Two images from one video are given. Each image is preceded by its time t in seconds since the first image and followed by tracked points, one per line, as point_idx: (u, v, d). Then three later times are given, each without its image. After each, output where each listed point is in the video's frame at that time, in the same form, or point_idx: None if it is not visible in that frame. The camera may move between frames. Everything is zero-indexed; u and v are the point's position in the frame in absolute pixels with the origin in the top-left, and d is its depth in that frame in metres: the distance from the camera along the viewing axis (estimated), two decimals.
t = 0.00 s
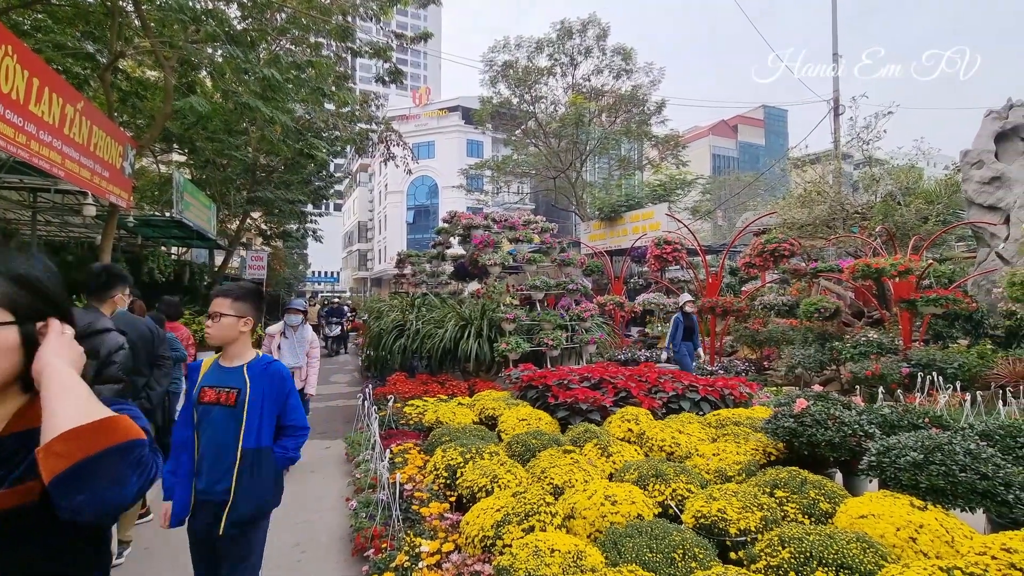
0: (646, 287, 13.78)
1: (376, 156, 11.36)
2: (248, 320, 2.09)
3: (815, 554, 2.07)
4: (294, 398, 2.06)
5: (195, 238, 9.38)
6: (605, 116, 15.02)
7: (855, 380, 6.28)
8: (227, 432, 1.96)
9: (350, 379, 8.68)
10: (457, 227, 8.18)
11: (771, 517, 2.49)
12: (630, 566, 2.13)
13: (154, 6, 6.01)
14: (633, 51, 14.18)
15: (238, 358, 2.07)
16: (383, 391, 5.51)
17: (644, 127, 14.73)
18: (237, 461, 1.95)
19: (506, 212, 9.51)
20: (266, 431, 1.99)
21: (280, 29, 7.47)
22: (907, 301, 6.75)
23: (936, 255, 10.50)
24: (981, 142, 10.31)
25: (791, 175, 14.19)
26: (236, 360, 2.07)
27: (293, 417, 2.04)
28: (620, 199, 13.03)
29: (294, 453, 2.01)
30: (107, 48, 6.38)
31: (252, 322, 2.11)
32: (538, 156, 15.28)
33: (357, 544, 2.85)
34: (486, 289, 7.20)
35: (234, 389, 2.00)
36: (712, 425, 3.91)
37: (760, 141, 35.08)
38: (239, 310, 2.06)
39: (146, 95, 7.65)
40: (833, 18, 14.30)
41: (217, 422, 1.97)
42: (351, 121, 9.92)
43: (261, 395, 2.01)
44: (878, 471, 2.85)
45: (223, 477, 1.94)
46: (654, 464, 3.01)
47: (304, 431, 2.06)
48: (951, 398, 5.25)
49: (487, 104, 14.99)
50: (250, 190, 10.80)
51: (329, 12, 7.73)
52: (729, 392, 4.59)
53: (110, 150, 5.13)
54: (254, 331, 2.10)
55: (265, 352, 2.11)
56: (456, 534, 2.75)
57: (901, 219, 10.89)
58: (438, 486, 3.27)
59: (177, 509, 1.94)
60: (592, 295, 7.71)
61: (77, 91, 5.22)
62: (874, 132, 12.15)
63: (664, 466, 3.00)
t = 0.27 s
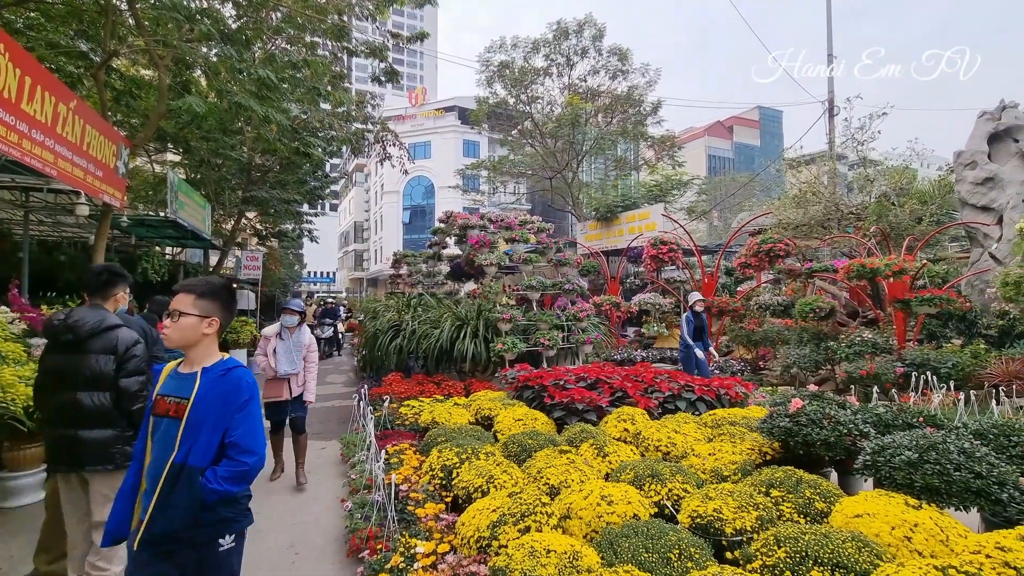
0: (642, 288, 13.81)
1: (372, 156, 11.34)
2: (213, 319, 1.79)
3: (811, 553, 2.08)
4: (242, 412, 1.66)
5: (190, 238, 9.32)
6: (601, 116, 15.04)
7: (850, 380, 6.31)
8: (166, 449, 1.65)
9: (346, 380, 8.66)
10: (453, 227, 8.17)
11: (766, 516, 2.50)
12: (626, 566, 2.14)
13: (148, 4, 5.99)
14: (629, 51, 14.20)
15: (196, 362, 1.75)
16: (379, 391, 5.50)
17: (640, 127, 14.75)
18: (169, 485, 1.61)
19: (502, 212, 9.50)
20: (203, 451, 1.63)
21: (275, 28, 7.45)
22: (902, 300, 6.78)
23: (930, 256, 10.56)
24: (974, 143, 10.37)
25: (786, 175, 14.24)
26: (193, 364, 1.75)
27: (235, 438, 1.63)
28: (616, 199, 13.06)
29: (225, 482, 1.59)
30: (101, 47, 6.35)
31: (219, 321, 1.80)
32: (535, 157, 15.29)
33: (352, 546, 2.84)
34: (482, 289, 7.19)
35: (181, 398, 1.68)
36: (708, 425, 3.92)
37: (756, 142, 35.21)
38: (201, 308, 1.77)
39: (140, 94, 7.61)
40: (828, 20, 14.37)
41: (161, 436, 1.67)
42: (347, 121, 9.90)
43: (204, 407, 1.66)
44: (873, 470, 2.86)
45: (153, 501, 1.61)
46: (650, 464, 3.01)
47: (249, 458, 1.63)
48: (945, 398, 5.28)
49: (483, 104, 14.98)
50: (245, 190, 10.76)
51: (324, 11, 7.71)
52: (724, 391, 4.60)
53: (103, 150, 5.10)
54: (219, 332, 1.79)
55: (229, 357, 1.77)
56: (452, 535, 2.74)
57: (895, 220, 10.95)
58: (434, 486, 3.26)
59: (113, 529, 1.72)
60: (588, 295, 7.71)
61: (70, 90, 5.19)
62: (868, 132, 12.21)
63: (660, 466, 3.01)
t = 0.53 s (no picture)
0: (639, 288, 13.82)
1: (369, 156, 11.31)
2: (151, 328, 1.62)
3: (807, 553, 2.09)
4: (213, 431, 1.59)
5: (185, 238, 9.26)
6: (598, 117, 15.06)
7: (845, 380, 6.34)
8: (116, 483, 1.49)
9: (342, 380, 8.65)
10: (450, 227, 8.16)
11: (763, 516, 2.51)
12: (624, 566, 2.14)
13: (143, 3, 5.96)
14: (626, 52, 14.22)
15: (135, 378, 1.59)
16: (375, 392, 5.49)
17: (636, 128, 14.77)
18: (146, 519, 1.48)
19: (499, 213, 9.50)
20: (176, 477, 1.54)
21: (271, 28, 7.43)
22: (897, 301, 6.81)
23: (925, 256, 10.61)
24: (968, 144, 10.42)
25: (782, 176, 14.28)
26: (126, 383, 1.58)
27: (211, 458, 1.57)
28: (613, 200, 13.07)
29: (220, 501, 1.55)
30: (95, 46, 6.32)
31: (158, 330, 1.64)
32: (532, 157, 15.29)
33: (349, 547, 2.83)
34: (479, 290, 7.19)
35: (121, 425, 1.52)
36: (705, 425, 3.93)
37: (752, 143, 35.32)
38: (134, 317, 1.59)
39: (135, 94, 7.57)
40: (824, 21, 14.42)
41: (106, 469, 1.49)
42: (344, 120, 9.87)
43: (166, 432, 1.55)
44: (869, 469, 2.87)
45: (126, 541, 1.46)
46: (647, 464, 3.01)
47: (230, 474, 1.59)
48: (940, 398, 5.30)
49: (480, 104, 14.97)
50: (241, 190, 10.72)
51: (321, 11, 7.69)
52: (721, 391, 4.62)
53: (98, 149, 5.07)
54: (157, 341, 1.64)
55: (172, 370, 1.64)
56: (449, 535, 2.74)
57: (890, 220, 11.01)
58: (431, 487, 3.26)
59: None
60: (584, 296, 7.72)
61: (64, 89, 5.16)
62: (864, 133, 12.25)
63: (657, 466, 3.01)
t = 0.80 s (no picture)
0: (637, 288, 13.84)
1: (366, 156, 11.29)
2: (76, 329, 1.39)
3: (804, 553, 2.09)
4: (176, 439, 1.44)
5: (182, 238, 9.23)
6: (595, 117, 15.07)
7: (842, 380, 6.36)
8: (64, 509, 1.29)
9: (339, 381, 8.64)
10: (447, 227, 8.16)
11: (760, 516, 2.51)
12: (622, 566, 2.14)
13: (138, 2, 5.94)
14: (623, 52, 14.24)
15: (60, 390, 1.37)
16: (373, 392, 5.48)
17: (634, 128, 14.78)
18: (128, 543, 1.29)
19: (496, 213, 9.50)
20: (143, 497, 1.37)
21: (268, 27, 7.40)
22: (893, 301, 6.84)
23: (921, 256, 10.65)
24: (963, 145, 10.45)
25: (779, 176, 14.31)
26: (50, 395, 1.36)
27: (179, 467, 1.44)
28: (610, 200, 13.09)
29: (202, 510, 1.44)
30: (91, 44, 6.29)
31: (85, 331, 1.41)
32: (529, 157, 15.29)
33: (347, 548, 2.82)
34: (476, 290, 7.18)
35: (56, 442, 1.30)
36: (702, 425, 3.93)
37: (749, 143, 35.42)
38: (52, 316, 1.35)
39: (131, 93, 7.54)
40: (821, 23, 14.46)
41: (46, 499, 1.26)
42: (341, 120, 9.85)
43: (121, 444, 1.35)
44: (866, 469, 2.88)
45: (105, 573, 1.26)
46: (645, 465, 3.02)
47: (200, 481, 1.47)
48: (936, 397, 5.32)
49: (478, 104, 14.97)
50: (237, 190, 10.69)
51: (318, 10, 7.67)
52: (719, 391, 4.62)
53: (93, 149, 5.04)
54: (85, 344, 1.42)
55: (109, 377, 1.43)
56: (447, 536, 2.74)
57: (886, 221, 11.04)
58: (428, 488, 3.25)
59: None
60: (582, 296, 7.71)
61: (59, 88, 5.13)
62: (860, 134, 12.29)
63: (654, 466, 3.01)
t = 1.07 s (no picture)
0: (635, 288, 13.85)
1: (364, 155, 11.27)
2: None
3: (803, 553, 2.10)
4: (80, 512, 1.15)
5: (179, 238, 9.22)
6: (594, 117, 15.09)
7: (839, 380, 6.38)
8: None
9: (337, 381, 8.63)
10: (446, 227, 8.16)
11: (759, 516, 2.51)
12: (620, 566, 2.14)
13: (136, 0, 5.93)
14: (621, 53, 14.25)
15: None
16: (371, 392, 5.47)
17: (632, 128, 14.79)
18: None
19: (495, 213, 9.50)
20: None
21: (266, 26, 7.39)
22: (890, 301, 6.85)
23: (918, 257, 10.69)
24: (961, 145, 10.48)
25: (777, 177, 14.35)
26: None
27: (84, 550, 1.14)
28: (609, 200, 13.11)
29: None
30: (88, 43, 6.27)
31: None
32: (527, 157, 15.29)
33: (345, 548, 2.81)
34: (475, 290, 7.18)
35: None
36: (700, 425, 3.94)
37: (746, 144, 35.50)
38: None
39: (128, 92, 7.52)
40: (818, 23, 14.49)
41: None
42: (339, 120, 9.83)
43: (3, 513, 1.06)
44: (863, 469, 2.89)
45: None
46: (643, 465, 3.02)
47: (113, 563, 1.19)
48: (933, 397, 5.34)
49: (476, 104, 14.97)
50: (235, 190, 10.66)
51: (316, 10, 7.66)
52: (717, 391, 4.63)
53: (90, 148, 5.02)
54: None
55: None
56: (445, 536, 2.74)
57: (884, 221, 11.08)
58: (427, 488, 3.25)
59: None
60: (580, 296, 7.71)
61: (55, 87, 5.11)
62: (858, 135, 12.31)
63: (653, 466, 3.01)
